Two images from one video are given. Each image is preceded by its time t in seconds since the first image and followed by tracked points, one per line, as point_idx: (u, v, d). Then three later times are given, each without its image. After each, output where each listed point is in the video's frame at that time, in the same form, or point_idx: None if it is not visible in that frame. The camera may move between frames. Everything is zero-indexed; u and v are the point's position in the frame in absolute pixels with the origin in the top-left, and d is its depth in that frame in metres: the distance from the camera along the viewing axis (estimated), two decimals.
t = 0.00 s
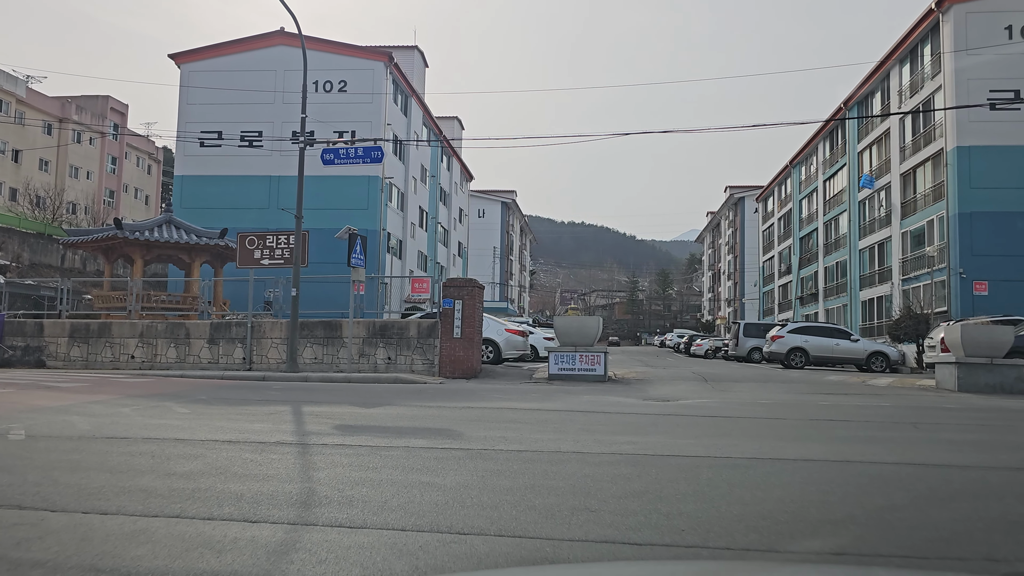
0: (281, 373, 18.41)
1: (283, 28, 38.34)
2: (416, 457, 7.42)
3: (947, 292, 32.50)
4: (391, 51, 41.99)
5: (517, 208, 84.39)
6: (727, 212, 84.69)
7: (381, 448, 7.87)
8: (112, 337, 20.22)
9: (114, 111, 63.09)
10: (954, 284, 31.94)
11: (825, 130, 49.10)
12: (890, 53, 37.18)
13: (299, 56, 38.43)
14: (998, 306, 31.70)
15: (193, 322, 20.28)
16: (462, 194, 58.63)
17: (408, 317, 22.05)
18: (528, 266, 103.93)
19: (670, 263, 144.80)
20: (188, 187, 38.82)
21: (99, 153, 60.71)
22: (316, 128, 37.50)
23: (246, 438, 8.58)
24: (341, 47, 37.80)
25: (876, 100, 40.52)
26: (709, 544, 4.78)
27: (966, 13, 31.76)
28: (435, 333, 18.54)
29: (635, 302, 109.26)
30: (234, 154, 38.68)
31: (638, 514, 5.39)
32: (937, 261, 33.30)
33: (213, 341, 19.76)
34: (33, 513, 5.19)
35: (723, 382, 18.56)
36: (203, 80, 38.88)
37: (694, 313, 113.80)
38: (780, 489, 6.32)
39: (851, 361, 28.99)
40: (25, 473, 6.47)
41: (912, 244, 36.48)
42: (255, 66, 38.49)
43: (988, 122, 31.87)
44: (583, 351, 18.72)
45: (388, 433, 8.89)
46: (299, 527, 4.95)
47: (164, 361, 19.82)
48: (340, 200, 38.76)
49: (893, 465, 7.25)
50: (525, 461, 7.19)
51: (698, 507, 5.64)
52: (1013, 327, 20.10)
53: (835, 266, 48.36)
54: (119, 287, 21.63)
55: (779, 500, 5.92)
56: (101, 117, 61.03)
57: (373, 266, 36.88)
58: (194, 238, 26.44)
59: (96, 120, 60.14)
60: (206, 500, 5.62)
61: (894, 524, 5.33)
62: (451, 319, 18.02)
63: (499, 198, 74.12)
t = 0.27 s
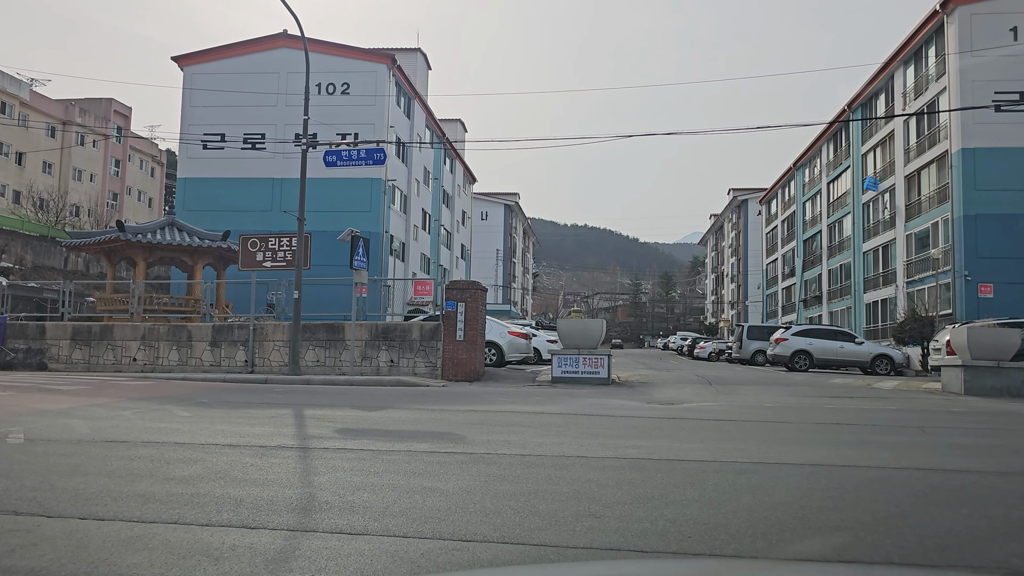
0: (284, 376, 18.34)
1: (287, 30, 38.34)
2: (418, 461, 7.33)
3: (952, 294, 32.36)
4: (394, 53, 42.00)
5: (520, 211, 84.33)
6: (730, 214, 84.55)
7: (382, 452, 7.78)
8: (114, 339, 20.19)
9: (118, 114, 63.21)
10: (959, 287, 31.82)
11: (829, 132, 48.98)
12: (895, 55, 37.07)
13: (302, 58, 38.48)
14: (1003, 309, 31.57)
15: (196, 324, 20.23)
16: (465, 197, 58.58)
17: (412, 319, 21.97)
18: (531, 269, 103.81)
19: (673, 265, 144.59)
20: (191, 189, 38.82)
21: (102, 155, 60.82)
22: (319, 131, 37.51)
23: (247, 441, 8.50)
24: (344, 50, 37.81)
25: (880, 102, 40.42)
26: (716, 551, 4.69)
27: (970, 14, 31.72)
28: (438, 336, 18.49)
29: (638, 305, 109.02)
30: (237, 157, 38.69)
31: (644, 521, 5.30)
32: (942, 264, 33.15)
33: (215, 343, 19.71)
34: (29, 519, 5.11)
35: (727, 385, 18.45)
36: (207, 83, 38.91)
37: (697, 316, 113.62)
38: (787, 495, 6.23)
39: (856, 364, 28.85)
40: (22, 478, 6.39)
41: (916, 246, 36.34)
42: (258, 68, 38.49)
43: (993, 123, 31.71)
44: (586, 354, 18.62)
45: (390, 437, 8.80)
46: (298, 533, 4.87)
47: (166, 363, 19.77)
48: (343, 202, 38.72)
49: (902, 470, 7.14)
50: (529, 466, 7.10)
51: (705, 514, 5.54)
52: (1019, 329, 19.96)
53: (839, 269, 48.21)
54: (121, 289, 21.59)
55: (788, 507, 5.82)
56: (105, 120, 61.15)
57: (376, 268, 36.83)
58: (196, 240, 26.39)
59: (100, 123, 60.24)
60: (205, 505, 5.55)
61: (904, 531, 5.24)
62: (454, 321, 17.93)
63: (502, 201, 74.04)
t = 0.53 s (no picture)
0: (285, 377, 18.31)
1: (288, 32, 38.39)
2: (418, 463, 7.29)
3: (954, 296, 32.30)
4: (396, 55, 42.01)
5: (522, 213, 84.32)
6: (732, 216, 84.46)
7: (383, 455, 7.75)
8: (115, 341, 20.18)
9: (120, 116, 63.23)
10: (962, 289, 31.78)
11: (831, 134, 49.00)
12: (897, 56, 37.02)
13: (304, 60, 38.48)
14: (1006, 310, 31.51)
15: (197, 326, 20.23)
16: (466, 198, 58.59)
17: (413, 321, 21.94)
18: (533, 271, 103.79)
19: (675, 267, 144.55)
20: (193, 191, 38.86)
21: (105, 157, 60.86)
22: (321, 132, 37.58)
23: (247, 444, 8.46)
24: (346, 51, 37.86)
25: (882, 103, 40.36)
26: (718, 555, 4.64)
27: (973, 15, 31.65)
28: (440, 337, 18.47)
29: (640, 306, 109.00)
30: (238, 158, 38.71)
31: (646, 524, 5.26)
32: (944, 265, 33.06)
33: (216, 345, 19.69)
34: (26, 523, 5.08)
35: (730, 387, 18.38)
36: (209, 85, 38.96)
37: (699, 317, 113.47)
38: (790, 498, 6.18)
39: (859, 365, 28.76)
40: (21, 480, 6.36)
41: (919, 247, 36.27)
42: (260, 69, 38.52)
43: (996, 124, 31.66)
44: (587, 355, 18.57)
45: (390, 439, 8.77)
46: (298, 537, 4.83)
47: (167, 365, 19.75)
48: (345, 203, 38.71)
49: (906, 473, 7.08)
50: (529, 468, 7.05)
51: (707, 517, 5.50)
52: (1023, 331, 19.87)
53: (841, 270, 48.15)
54: (122, 291, 21.56)
55: (790, 509, 5.78)
56: (107, 122, 61.17)
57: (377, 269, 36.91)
58: (197, 241, 26.37)
59: (102, 125, 60.25)
60: (205, 508, 5.52)
61: (906, 535, 5.19)
62: (455, 322, 17.91)
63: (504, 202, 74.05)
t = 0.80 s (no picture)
0: (286, 378, 18.30)
1: (289, 33, 38.41)
2: (419, 465, 7.28)
3: (956, 297, 32.27)
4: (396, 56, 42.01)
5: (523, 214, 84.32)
6: (733, 217, 84.42)
7: (384, 456, 7.73)
8: (116, 342, 20.19)
9: (121, 117, 63.24)
10: (963, 290, 31.74)
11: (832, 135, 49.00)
12: (898, 57, 37.00)
13: (304, 61, 38.46)
14: (1007, 311, 31.47)
15: (198, 327, 20.23)
16: (467, 199, 58.62)
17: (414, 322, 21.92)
18: (534, 272, 103.74)
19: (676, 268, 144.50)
20: (194, 192, 38.88)
21: (105, 158, 60.91)
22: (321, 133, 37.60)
23: (248, 445, 8.45)
24: (346, 52, 37.89)
25: (883, 104, 40.31)
26: (720, 556, 4.62)
27: (974, 16, 31.59)
28: (441, 338, 18.46)
29: (641, 307, 108.96)
30: (239, 160, 38.73)
31: (647, 526, 5.24)
32: (945, 266, 33.02)
33: (217, 346, 19.69)
34: (26, 524, 5.07)
35: (731, 388, 18.34)
36: (210, 86, 39.00)
37: (700, 318, 113.36)
38: (791, 500, 6.16)
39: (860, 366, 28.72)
40: (21, 481, 6.35)
41: (920, 248, 36.24)
42: (260, 71, 38.55)
43: (996, 125, 31.63)
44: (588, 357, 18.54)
45: (391, 440, 8.75)
46: (298, 539, 4.82)
47: (168, 366, 19.75)
48: (345, 204, 38.70)
49: (908, 475, 7.05)
50: (531, 470, 7.03)
51: (708, 518, 5.47)
52: None
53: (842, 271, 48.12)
54: (123, 292, 21.55)
55: (792, 510, 5.76)
56: (108, 123, 61.22)
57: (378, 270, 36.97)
58: (198, 242, 26.33)
59: (102, 126, 60.28)
60: (206, 510, 5.50)
61: (908, 536, 5.17)
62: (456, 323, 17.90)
63: (505, 203, 74.06)
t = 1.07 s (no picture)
0: (286, 379, 18.32)
1: (290, 34, 38.43)
2: (420, 465, 7.28)
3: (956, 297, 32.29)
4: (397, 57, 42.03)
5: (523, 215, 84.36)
6: (733, 217, 84.45)
7: (384, 457, 7.74)
8: (117, 342, 20.21)
9: (121, 118, 63.24)
10: (964, 290, 31.77)
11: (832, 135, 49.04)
12: (898, 58, 37.01)
13: (305, 61, 38.48)
14: (1008, 312, 31.49)
15: (198, 327, 20.25)
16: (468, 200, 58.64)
17: (414, 323, 21.93)
18: (534, 273, 103.75)
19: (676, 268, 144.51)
20: (195, 192, 38.91)
21: (106, 159, 60.94)
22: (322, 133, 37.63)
23: (248, 446, 8.45)
24: (347, 53, 37.91)
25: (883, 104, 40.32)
26: (720, 557, 4.63)
27: (974, 17, 31.63)
28: (441, 339, 18.47)
29: (641, 308, 108.98)
30: (239, 160, 38.75)
31: (648, 526, 5.25)
32: (945, 267, 33.01)
33: (218, 347, 19.73)
34: (28, 525, 5.08)
35: (731, 389, 18.34)
36: (210, 86, 39.03)
37: (700, 319, 113.32)
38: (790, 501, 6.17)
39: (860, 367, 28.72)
40: (23, 482, 6.36)
41: (920, 249, 36.26)
42: (261, 71, 38.57)
43: (997, 126, 31.60)
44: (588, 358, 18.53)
45: (391, 440, 8.76)
46: (299, 540, 4.82)
47: (169, 366, 19.76)
48: (346, 205, 38.73)
49: (909, 475, 7.04)
50: (531, 470, 7.04)
51: (709, 519, 5.47)
52: None
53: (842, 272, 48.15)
54: (123, 293, 21.56)
55: (794, 511, 5.77)
56: (109, 123, 61.23)
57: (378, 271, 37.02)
58: (198, 243, 26.32)
59: (103, 127, 60.30)
60: (206, 511, 5.50)
61: (909, 536, 5.17)
62: (457, 324, 17.88)
63: (505, 204, 74.08)
